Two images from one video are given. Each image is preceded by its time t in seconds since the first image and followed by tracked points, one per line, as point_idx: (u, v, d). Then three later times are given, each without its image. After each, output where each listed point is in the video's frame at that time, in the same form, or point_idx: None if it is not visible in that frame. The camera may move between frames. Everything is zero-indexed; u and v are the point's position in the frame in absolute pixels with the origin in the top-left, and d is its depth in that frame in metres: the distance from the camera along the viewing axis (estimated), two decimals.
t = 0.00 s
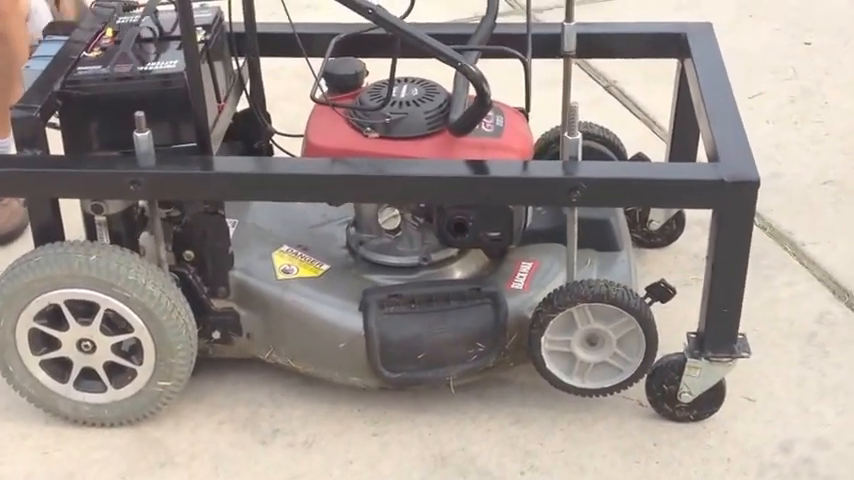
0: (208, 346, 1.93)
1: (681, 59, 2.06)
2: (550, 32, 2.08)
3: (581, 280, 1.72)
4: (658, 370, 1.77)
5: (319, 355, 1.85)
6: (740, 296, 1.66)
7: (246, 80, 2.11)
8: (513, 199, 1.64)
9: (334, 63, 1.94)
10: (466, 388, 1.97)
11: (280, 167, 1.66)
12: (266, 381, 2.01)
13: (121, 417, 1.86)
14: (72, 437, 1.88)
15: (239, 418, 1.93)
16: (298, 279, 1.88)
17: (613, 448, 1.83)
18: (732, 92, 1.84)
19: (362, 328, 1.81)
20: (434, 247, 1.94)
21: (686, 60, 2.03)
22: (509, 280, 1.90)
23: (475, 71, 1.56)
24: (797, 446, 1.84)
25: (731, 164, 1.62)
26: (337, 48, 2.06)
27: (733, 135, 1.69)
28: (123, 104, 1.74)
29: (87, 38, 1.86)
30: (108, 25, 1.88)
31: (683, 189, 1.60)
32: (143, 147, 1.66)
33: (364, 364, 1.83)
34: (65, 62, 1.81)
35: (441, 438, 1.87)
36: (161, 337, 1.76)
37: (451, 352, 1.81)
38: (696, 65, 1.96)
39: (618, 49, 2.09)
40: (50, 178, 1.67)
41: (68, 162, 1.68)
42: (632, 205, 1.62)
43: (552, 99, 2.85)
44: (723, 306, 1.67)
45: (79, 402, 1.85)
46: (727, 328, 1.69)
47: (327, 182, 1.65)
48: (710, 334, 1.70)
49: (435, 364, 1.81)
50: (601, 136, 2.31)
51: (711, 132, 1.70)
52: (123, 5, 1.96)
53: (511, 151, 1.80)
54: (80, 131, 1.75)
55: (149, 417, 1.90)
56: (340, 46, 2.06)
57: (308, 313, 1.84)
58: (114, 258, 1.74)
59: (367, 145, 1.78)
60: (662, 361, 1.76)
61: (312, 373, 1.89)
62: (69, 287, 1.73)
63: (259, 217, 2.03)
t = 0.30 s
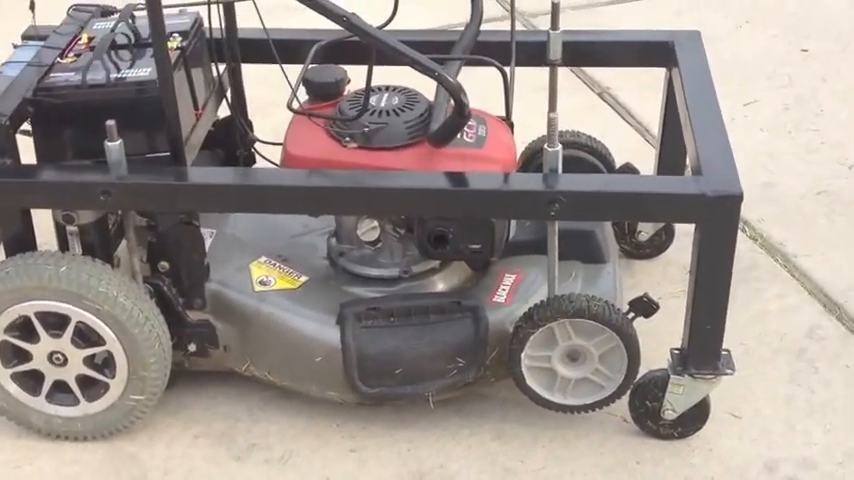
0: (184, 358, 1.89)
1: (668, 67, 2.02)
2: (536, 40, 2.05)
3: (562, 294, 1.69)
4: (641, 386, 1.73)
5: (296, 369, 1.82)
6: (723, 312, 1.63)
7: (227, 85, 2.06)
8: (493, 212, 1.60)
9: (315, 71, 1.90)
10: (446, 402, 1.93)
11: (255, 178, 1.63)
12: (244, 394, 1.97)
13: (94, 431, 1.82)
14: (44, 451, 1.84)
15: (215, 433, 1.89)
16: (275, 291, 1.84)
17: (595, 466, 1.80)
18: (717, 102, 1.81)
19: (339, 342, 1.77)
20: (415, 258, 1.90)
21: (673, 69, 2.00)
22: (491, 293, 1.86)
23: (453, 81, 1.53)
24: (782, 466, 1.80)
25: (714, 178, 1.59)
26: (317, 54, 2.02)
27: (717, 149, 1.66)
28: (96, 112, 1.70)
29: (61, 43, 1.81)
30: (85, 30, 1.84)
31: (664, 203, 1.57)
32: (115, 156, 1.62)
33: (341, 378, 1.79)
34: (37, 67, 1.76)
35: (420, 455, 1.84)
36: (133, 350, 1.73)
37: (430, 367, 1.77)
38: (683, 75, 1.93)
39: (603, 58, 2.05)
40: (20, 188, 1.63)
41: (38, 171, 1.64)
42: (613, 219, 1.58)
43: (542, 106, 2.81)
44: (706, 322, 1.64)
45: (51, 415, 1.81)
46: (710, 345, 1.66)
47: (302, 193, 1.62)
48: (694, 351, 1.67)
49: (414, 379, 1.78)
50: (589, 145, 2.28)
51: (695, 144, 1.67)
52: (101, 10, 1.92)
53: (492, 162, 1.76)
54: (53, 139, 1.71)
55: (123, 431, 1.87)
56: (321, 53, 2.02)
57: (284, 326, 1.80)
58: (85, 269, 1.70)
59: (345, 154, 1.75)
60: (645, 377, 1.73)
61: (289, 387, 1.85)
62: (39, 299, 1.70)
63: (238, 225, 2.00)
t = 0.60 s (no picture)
0: (158, 374, 1.83)
1: (661, 79, 1.97)
2: (525, 49, 1.99)
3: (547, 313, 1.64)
4: (627, 407, 1.68)
5: (272, 387, 1.76)
6: (711, 335, 1.58)
7: (207, 94, 1.99)
8: (474, 230, 1.55)
9: (297, 78, 1.84)
10: (428, 421, 1.87)
11: (230, 192, 1.58)
12: (220, 410, 1.91)
13: (64, 448, 1.77)
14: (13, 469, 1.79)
15: (189, 451, 1.84)
16: (252, 307, 1.79)
17: None
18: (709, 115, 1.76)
19: (316, 359, 1.72)
20: (397, 273, 1.84)
21: (666, 80, 1.94)
22: (474, 311, 1.80)
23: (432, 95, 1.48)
24: None
25: (703, 196, 1.53)
26: (300, 61, 1.96)
27: (708, 166, 1.60)
28: (66, 121, 1.64)
29: (33, 49, 1.75)
30: (58, 36, 1.78)
31: (651, 221, 1.52)
32: (84, 168, 1.57)
33: (319, 397, 1.74)
34: (8, 74, 1.68)
35: (400, 476, 1.78)
36: (104, 367, 1.67)
37: (410, 386, 1.72)
38: (675, 88, 1.87)
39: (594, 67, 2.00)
40: None
41: (6, 183, 1.59)
42: (596, 238, 1.54)
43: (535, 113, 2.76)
44: (694, 345, 1.59)
45: (20, 432, 1.77)
46: (698, 367, 1.61)
47: (277, 208, 1.56)
48: (682, 373, 1.62)
49: (393, 399, 1.72)
50: (580, 156, 2.19)
51: (686, 162, 1.62)
52: (76, 15, 1.86)
53: (476, 176, 1.70)
54: (23, 148, 1.66)
55: (96, 448, 1.81)
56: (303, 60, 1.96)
57: (261, 341, 1.75)
58: (53, 284, 1.65)
59: (324, 167, 1.69)
60: (632, 398, 1.68)
61: (265, 404, 1.80)
62: (6, 314, 1.65)
63: (215, 236, 1.93)
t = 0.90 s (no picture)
0: (132, 390, 1.78)
1: (656, 90, 1.91)
2: (515, 58, 1.93)
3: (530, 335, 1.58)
4: (612, 432, 1.63)
5: (247, 406, 1.71)
6: (700, 361, 1.53)
7: (187, 101, 1.93)
8: (453, 250, 1.50)
9: (278, 87, 1.79)
10: (409, 442, 1.82)
11: (202, 207, 1.53)
12: (197, 426, 1.86)
13: (34, 466, 1.72)
14: None
15: (163, 470, 1.78)
16: (228, 323, 1.74)
17: None
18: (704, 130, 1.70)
19: (292, 379, 1.67)
20: (379, 289, 1.78)
21: (661, 92, 1.89)
22: (457, 329, 1.74)
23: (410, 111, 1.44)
24: None
25: (693, 218, 1.48)
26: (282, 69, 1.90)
27: (699, 186, 1.55)
28: (36, 132, 1.59)
29: (4, 56, 1.70)
30: (31, 42, 1.73)
31: (638, 244, 1.46)
32: (52, 181, 1.53)
33: (294, 417, 1.69)
34: None
35: None
36: (73, 385, 1.62)
37: (388, 407, 1.66)
38: (670, 101, 1.82)
39: (587, 78, 1.94)
40: None
41: None
42: (580, 261, 1.48)
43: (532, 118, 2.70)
44: (683, 370, 1.54)
45: None
46: (686, 393, 1.56)
47: (251, 225, 1.51)
48: (669, 399, 1.56)
49: (372, 420, 1.67)
50: (572, 168, 2.09)
51: (677, 182, 1.56)
52: (51, 20, 1.81)
53: (459, 192, 1.64)
54: None
55: (67, 466, 1.76)
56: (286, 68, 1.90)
57: (236, 359, 1.70)
58: (21, 300, 1.60)
59: (302, 181, 1.65)
60: (618, 422, 1.62)
61: (241, 423, 1.75)
62: None
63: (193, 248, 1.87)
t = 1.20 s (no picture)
0: (104, 396, 1.73)
1: (650, 94, 1.85)
2: (505, 58, 1.87)
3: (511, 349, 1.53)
4: (596, 448, 1.58)
5: (220, 416, 1.66)
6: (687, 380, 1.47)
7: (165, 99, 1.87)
8: (431, 261, 1.45)
9: (257, 87, 1.73)
10: (388, 455, 1.77)
11: (173, 213, 1.48)
12: (172, 434, 1.81)
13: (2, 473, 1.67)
14: None
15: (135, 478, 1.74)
16: (202, 331, 1.69)
17: None
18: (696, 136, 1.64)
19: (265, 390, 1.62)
20: (359, 297, 1.73)
21: (654, 96, 1.83)
22: (438, 339, 1.69)
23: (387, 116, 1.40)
24: None
25: (680, 232, 1.42)
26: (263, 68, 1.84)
27: (689, 197, 1.49)
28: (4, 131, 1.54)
29: None
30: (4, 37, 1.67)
31: (623, 258, 1.40)
32: (17, 183, 1.48)
33: (268, 428, 1.64)
34: None
35: None
36: (40, 392, 1.57)
37: (364, 420, 1.61)
38: (662, 105, 1.76)
39: (578, 80, 1.88)
40: None
41: None
42: (561, 274, 1.43)
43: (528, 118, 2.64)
44: (668, 388, 1.48)
45: None
46: (672, 412, 1.50)
47: (222, 232, 1.46)
48: (654, 417, 1.51)
49: (347, 433, 1.62)
50: (564, 173, 2.03)
51: (666, 192, 1.51)
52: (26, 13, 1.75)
53: (441, 199, 1.59)
54: None
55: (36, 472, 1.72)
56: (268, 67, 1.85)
57: (210, 368, 1.65)
58: None
59: (279, 186, 1.60)
60: (601, 439, 1.57)
61: (214, 433, 1.70)
62: None
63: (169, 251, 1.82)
